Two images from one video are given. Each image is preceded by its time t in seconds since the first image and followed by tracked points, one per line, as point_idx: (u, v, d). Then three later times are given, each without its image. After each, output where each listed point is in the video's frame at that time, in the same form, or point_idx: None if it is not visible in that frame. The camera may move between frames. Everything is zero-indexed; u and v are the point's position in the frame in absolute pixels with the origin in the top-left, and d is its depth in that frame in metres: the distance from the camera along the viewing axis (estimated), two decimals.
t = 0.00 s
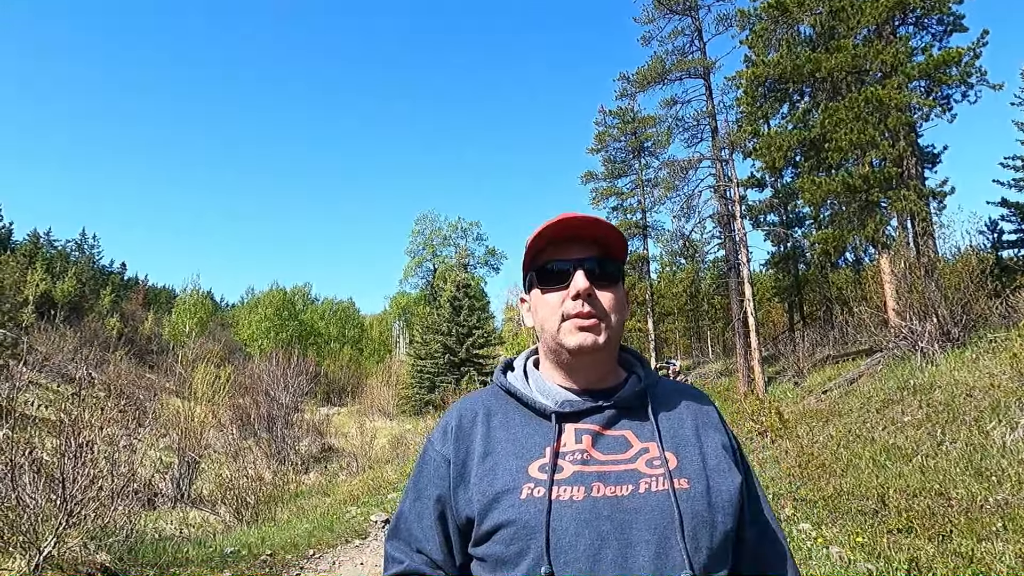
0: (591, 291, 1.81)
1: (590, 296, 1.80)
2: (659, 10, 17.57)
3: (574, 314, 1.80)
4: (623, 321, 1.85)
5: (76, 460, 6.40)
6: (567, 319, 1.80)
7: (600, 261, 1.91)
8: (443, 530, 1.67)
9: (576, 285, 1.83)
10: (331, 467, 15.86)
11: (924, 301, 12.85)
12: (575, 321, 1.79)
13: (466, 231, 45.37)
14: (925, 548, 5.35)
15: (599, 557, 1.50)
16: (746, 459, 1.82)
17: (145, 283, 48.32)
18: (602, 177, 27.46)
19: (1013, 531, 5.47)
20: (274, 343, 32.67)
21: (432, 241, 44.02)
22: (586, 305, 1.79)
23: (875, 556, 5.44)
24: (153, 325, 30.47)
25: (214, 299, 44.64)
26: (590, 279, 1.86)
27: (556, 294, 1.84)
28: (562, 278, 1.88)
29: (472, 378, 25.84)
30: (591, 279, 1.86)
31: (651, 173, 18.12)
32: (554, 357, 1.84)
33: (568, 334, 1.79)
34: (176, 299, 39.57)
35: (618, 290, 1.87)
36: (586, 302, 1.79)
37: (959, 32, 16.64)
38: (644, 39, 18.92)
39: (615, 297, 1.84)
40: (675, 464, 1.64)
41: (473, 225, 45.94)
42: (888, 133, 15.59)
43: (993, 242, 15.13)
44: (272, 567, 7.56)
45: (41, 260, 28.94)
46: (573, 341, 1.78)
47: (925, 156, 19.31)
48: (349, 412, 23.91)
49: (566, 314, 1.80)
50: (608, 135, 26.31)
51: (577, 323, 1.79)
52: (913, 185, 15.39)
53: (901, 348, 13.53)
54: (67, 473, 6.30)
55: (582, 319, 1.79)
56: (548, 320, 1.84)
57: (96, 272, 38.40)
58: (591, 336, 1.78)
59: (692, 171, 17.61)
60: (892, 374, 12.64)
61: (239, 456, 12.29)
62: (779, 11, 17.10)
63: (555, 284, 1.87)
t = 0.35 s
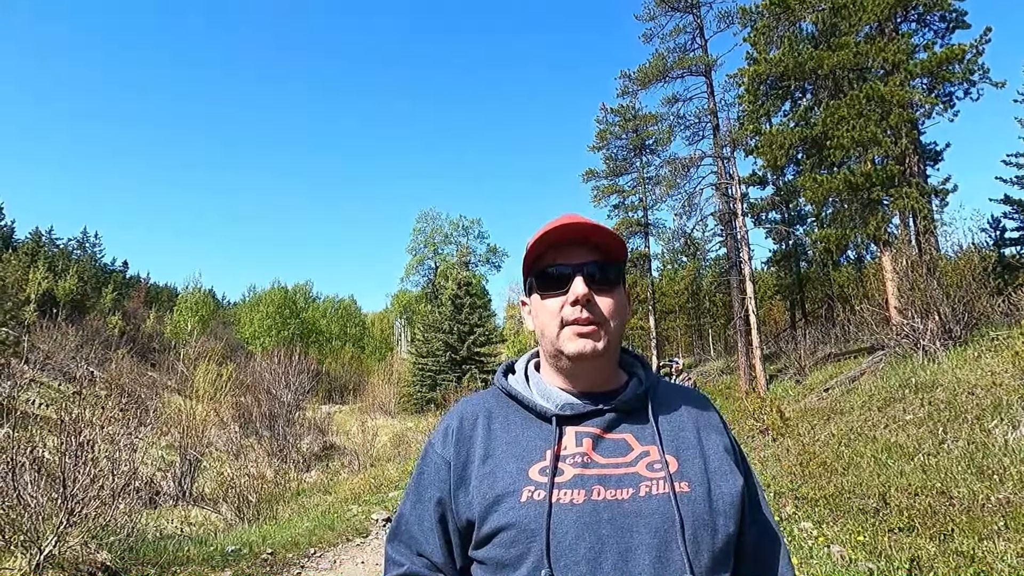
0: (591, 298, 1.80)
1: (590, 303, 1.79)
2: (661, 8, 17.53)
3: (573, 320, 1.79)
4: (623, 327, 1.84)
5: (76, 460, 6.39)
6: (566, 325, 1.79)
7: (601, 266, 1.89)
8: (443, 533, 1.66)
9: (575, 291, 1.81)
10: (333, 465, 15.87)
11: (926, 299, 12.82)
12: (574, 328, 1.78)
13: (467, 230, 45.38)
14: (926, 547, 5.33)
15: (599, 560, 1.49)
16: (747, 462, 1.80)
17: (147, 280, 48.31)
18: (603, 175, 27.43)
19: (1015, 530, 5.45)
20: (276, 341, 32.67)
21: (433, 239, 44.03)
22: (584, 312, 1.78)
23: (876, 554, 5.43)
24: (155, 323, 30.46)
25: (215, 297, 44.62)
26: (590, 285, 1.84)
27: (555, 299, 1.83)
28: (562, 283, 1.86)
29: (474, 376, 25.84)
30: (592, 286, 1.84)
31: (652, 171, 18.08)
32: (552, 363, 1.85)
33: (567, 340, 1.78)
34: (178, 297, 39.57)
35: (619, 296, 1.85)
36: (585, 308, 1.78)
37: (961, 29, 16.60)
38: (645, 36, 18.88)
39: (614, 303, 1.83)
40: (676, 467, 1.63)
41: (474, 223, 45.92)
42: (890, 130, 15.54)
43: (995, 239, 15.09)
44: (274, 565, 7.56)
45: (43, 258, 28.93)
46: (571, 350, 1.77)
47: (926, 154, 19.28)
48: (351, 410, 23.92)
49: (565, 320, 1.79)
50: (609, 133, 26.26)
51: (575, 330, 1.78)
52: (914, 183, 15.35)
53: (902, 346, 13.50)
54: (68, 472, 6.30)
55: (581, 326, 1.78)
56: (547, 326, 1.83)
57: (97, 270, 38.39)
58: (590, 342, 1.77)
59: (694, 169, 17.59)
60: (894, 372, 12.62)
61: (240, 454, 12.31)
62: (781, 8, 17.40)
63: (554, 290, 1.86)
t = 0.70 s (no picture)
0: (587, 297, 1.80)
1: (586, 302, 1.79)
2: (663, 5, 17.50)
3: (570, 319, 1.79)
4: (621, 325, 1.84)
5: (79, 459, 6.42)
6: (563, 324, 1.80)
7: (598, 264, 1.89)
8: (441, 529, 1.66)
9: (572, 291, 1.81)
10: (335, 464, 15.88)
11: (929, 297, 12.78)
12: (570, 327, 1.78)
13: (469, 229, 45.39)
14: (929, 546, 5.32)
15: (595, 557, 1.49)
16: (746, 459, 1.80)
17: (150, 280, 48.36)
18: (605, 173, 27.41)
19: (1018, 528, 5.44)
20: (278, 341, 32.70)
21: (435, 239, 44.04)
22: (581, 311, 1.78)
23: (878, 553, 5.41)
24: (158, 323, 30.50)
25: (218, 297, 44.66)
26: (587, 284, 1.84)
27: (552, 299, 1.83)
28: (560, 282, 1.86)
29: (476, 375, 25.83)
30: (589, 285, 1.83)
31: (654, 169, 18.06)
32: (549, 362, 1.85)
33: (564, 338, 1.78)
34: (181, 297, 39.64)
35: (615, 294, 1.85)
36: (581, 307, 1.78)
37: (964, 27, 16.56)
38: (647, 35, 18.86)
39: (611, 302, 1.82)
40: (674, 465, 1.62)
41: (475, 222, 45.91)
42: (893, 128, 15.49)
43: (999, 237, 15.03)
44: (276, 564, 7.57)
45: (45, 258, 28.95)
46: (567, 348, 1.77)
47: (929, 152, 19.27)
48: (354, 409, 23.92)
49: (562, 319, 1.80)
50: (611, 131, 26.25)
51: (573, 329, 1.78)
52: (917, 181, 15.30)
53: (905, 345, 13.47)
54: (71, 471, 6.32)
55: (578, 324, 1.78)
56: (544, 325, 1.83)
57: (100, 270, 38.43)
58: (587, 340, 1.77)
59: (696, 168, 17.57)
60: (897, 370, 12.60)
61: (242, 454, 12.31)
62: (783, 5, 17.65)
63: (551, 288, 1.86)
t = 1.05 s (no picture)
0: (598, 294, 1.80)
1: (597, 299, 1.79)
2: (664, 6, 17.52)
3: (581, 316, 1.79)
4: (628, 321, 1.86)
5: (83, 459, 6.43)
6: (574, 322, 1.80)
7: (604, 261, 1.90)
8: (445, 525, 1.67)
9: (582, 289, 1.81)
10: (338, 465, 15.90)
11: (931, 297, 12.77)
12: (581, 324, 1.79)
13: (471, 230, 45.42)
14: (932, 546, 5.32)
15: (598, 550, 1.50)
16: (748, 452, 1.81)
17: (153, 282, 48.42)
18: (607, 174, 27.42)
19: (1021, 528, 5.43)
20: (281, 342, 32.75)
21: (438, 240, 44.08)
22: (592, 308, 1.79)
23: (881, 553, 5.41)
24: (161, 325, 30.56)
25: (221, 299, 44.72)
26: (596, 281, 1.84)
27: (561, 296, 1.83)
28: (568, 280, 1.86)
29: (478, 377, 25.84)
30: (597, 281, 1.84)
31: (656, 171, 18.06)
32: (558, 359, 1.84)
33: (575, 336, 1.79)
34: (184, 299, 39.73)
35: (623, 291, 1.86)
36: (593, 304, 1.78)
37: (966, 27, 16.53)
38: (649, 36, 18.88)
39: (619, 298, 1.83)
40: (676, 459, 1.63)
41: (478, 224, 45.93)
42: (895, 128, 15.47)
43: (1002, 237, 15.00)
44: (278, 565, 7.60)
45: (49, 261, 29.03)
46: (579, 346, 1.77)
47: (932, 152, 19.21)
48: (356, 410, 23.94)
49: (573, 316, 1.80)
50: (613, 132, 26.26)
51: (583, 326, 1.78)
52: (920, 181, 15.27)
53: (908, 345, 13.45)
54: (76, 472, 6.33)
55: (589, 322, 1.79)
56: (553, 323, 1.83)
57: (103, 272, 38.50)
58: (598, 338, 1.78)
59: (698, 168, 17.58)
60: (899, 371, 12.58)
61: (245, 455, 12.34)
62: (785, 6, 17.57)
63: (559, 286, 1.86)
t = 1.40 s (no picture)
0: (600, 285, 1.82)
1: (598, 289, 1.81)
2: (666, 8, 17.54)
3: (582, 307, 1.80)
4: (626, 313, 1.88)
5: (87, 460, 6.44)
6: (575, 312, 1.81)
7: (602, 254, 1.92)
8: (443, 521, 1.68)
9: (584, 280, 1.83)
10: (341, 467, 15.92)
11: (935, 297, 12.75)
12: (583, 314, 1.80)
13: (474, 232, 45.46)
14: (935, 546, 5.31)
15: (596, 543, 1.51)
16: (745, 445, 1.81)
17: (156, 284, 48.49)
18: (609, 176, 27.43)
19: None
20: (284, 344, 32.79)
21: (440, 242, 44.12)
22: (594, 298, 1.80)
23: (884, 553, 5.41)
24: (165, 327, 30.61)
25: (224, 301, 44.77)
26: (596, 272, 1.86)
27: (562, 287, 1.84)
28: (568, 271, 1.87)
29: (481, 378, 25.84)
30: (597, 273, 1.86)
31: (658, 171, 18.06)
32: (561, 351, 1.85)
33: (577, 326, 1.79)
34: (188, 301, 39.82)
35: (621, 283, 1.89)
36: (594, 295, 1.80)
37: (969, 27, 16.52)
38: (651, 37, 18.91)
39: (618, 290, 1.86)
40: (672, 452, 1.63)
41: (480, 225, 45.98)
42: (898, 129, 15.45)
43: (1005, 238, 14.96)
44: (281, 565, 7.62)
45: (53, 263, 29.10)
46: (582, 336, 1.78)
47: (935, 153, 19.20)
48: (359, 412, 23.95)
49: (575, 307, 1.81)
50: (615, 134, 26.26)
51: (585, 317, 1.79)
52: (923, 181, 15.24)
53: (912, 346, 13.42)
54: (80, 472, 6.34)
55: (591, 312, 1.80)
56: (555, 314, 1.83)
57: (107, 274, 38.57)
58: (599, 328, 1.79)
59: (700, 169, 17.58)
60: (903, 372, 12.55)
61: (249, 456, 12.36)
62: (787, 7, 17.57)
63: (558, 278, 1.86)
